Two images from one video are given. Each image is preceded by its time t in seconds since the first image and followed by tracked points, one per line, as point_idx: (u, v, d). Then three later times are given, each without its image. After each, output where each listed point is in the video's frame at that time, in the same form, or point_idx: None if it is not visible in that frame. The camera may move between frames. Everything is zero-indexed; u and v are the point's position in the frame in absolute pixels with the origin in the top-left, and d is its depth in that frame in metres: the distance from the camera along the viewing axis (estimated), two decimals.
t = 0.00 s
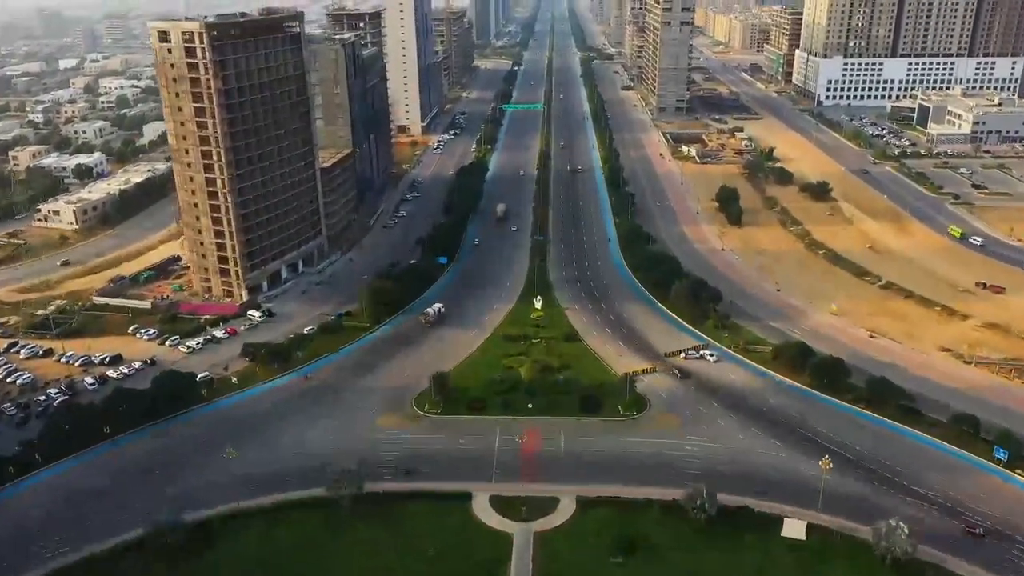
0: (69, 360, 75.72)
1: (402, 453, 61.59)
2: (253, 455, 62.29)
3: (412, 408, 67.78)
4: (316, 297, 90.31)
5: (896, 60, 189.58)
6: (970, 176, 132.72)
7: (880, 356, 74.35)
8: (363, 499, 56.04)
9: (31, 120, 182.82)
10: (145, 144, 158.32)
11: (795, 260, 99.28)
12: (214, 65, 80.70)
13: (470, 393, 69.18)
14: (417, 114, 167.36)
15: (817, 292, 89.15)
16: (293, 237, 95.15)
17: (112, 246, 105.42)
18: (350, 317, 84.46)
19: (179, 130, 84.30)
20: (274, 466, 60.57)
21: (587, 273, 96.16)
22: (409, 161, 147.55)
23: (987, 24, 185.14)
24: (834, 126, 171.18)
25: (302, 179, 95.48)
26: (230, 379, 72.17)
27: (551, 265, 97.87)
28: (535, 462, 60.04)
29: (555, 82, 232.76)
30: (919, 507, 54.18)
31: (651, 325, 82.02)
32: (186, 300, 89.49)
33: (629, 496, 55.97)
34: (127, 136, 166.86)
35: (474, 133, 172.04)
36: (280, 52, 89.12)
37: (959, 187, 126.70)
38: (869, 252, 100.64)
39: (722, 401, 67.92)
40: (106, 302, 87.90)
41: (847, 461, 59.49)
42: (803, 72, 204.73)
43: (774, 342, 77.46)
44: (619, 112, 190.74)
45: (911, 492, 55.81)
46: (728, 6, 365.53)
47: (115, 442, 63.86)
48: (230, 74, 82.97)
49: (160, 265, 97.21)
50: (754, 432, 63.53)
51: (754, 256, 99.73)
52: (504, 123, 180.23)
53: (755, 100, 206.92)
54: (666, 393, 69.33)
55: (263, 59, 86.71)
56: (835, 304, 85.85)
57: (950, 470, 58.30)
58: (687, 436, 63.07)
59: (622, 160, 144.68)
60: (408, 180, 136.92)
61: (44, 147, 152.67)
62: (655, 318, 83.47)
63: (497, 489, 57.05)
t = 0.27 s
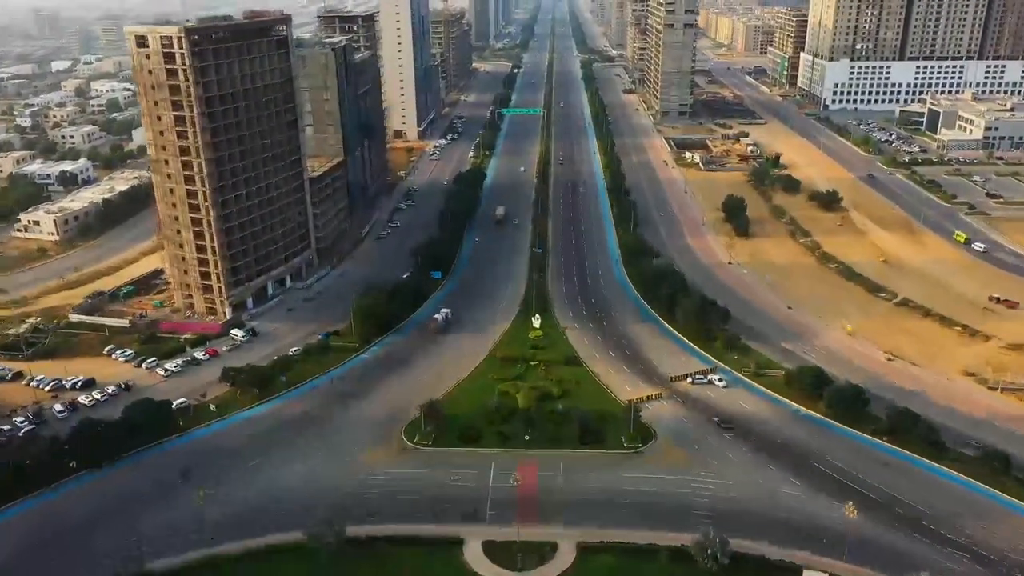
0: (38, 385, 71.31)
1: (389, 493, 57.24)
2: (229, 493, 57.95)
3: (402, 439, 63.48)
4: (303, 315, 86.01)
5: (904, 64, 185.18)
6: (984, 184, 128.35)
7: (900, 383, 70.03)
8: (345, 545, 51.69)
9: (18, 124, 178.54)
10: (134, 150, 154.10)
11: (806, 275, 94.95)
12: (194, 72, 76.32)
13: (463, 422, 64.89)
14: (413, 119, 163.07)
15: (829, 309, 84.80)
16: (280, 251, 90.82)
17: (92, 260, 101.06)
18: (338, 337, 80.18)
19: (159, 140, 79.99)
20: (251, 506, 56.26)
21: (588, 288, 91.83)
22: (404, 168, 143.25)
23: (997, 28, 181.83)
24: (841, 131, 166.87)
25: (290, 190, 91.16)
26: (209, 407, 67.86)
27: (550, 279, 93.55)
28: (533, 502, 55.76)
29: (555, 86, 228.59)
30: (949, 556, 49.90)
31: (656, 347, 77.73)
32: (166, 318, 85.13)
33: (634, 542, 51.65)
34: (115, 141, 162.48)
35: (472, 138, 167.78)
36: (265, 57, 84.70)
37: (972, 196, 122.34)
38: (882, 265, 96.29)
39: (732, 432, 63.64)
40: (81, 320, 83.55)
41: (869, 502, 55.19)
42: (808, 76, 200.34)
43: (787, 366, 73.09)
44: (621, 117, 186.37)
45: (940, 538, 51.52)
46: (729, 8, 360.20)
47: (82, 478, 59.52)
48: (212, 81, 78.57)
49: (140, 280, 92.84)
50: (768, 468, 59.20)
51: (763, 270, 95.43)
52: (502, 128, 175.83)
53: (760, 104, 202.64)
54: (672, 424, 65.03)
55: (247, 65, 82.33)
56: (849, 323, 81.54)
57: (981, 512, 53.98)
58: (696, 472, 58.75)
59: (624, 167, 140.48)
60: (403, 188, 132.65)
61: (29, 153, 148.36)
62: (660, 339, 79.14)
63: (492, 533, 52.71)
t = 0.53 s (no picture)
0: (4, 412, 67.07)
1: (375, 535, 52.88)
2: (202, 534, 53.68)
3: (390, 474, 59.17)
4: (289, 334, 81.72)
5: (913, 67, 180.75)
6: (999, 192, 123.90)
7: (921, 411, 65.71)
8: None
9: (6, 128, 174.49)
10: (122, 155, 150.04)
11: (818, 290, 90.58)
12: (171, 78, 72.05)
13: (457, 454, 60.63)
14: (409, 124, 158.86)
15: (844, 329, 80.46)
16: (265, 266, 86.53)
17: (71, 274, 96.81)
18: (326, 358, 75.87)
19: (136, 150, 75.86)
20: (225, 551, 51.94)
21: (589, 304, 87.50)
22: (400, 174, 139.02)
23: (1008, 30, 177.24)
24: (849, 135, 162.50)
25: (277, 202, 86.94)
26: (185, 437, 63.61)
27: (549, 295, 89.31)
28: (530, 547, 51.44)
29: (556, 88, 224.36)
30: None
31: (661, 370, 73.42)
32: (144, 337, 80.87)
33: None
34: (105, 146, 158.45)
35: (470, 142, 163.54)
36: (250, 62, 80.43)
37: (988, 205, 117.86)
38: (897, 280, 91.91)
39: (744, 466, 59.34)
40: (56, 338, 79.22)
41: (893, 547, 50.91)
42: (814, 79, 195.92)
43: (801, 393, 68.78)
44: (623, 121, 182.07)
45: None
46: (732, 9, 355.74)
47: (36, 521, 54.65)
48: (191, 88, 74.33)
49: (119, 296, 88.61)
50: (784, 508, 54.79)
51: (773, 285, 91.09)
52: (501, 133, 171.57)
53: (765, 108, 198.24)
54: (679, 456, 60.77)
55: (230, 70, 78.08)
56: (865, 344, 77.19)
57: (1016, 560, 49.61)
58: (705, 512, 54.50)
59: (627, 174, 136.19)
60: (398, 195, 128.43)
61: (15, 158, 144.39)
62: (665, 362, 74.82)
63: None
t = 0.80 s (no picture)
0: None
1: None
2: None
3: (376, 515, 54.72)
4: (274, 356, 77.29)
5: (922, 70, 176.36)
6: (1015, 201, 119.51)
7: (948, 445, 61.21)
8: None
9: None
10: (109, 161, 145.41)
11: (831, 307, 86.14)
12: (146, 85, 67.60)
13: (448, 493, 56.22)
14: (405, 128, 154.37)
15: (861, 351, 76.03)
16: (249, 282, 82.06)
17: (46, 289, 92.35)
18: (311, 383, 71.45)
19: (110, 162, 71.53)
20: None
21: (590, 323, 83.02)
22: (395, 182, 134.54)
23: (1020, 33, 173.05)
24: (858, 141, 158.06)
25: (262, 215, 82.46)
26: (156, 473, 59.17)
27: (549, 313, 84.84)
28: None
29: (556, 90, 219.81)
30: None
31: (668, 397, 68.97)
32: (120, 359, 76.47)
33: None
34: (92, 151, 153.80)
35: (468, 147, 159.01)
36: (232, 68, 75.97)
37: (1005, 215, 113.45)
38: (914, 297, 87.49)
39: (759, 507, 54.92)
40: (26, 361, 74.85)
41: None
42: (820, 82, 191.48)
43: (818, 423, 64.29)
44: (624, 125, 177.56)
45: None
46: (734, 9, 351.24)
47: None
48: (168, 96, 69.89)
49: (95, 315, 84.22)
50: (804, 558, 50.26)
51: (784, 302, 86.66)
52: (500, 137, 167.05)
53: (770, 111, 193.74)
54: (688, 495, 56.34)
55: (210, 77, 73.61)
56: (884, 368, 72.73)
57: None
58: (717, 561, 50.07)
59: (629, 181, 131.76)
60: (393, 204, 123.99)
61: None
62: (671, 388, 70.34)
63: None
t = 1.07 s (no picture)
0: None
1: None
2: None
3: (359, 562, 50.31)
4: (256, 379, 72.91)
5: (932, 73, 171.83)
6: None
7: (977, 482, 56.80)
8: None
9: None
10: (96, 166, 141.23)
11: (845, 326, 81.72)
12: (117, 94, 63.23)
13: (439, 538, 51.87)
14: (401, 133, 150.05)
15: (879, 375, 71.65)
16: (231, 300, 77.65)
17: (21, 305, 88.10)
18: (295, 411, 67.10)
19: (80, 174, 67.30)
20: None
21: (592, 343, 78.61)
22: (390, 189, 130.21)
23: None
24: (867, 146, 153.67)
25: (245, 228, 78.02)
26: (124, 513, 54.85)
27: (548, 332, 80.45)
28: None
29: (557, 93, 215.42)
30: None
31: (674, 426, 64.56)
32: (92, 382, 72.14)
33: None
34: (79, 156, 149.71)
35: (465, 152, 154.72)
36: (212, 74, 71.52)
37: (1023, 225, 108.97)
38: (933, 315, 83.07)
39: (776, 554, 50.52)
40: None
41: None
42: (827, 85, 187.07)
43: (837, 457, 59.90)
44: (626, 129, 173.19)
45: None
46: (737, 10, 346.77)
47: None
48: (142, 105, 65.49)
49: (70, 333, 79.94)
50: None
51: (796, 321, 82.25)
52: (498, 142, 162.67)
53: (775, 115, 189.30)
54: (698, 540, 51.95)
55: (187, 83, 69.18)
56: (905, 395, 68.32)
57: None
58: None
59: (632, 188, 127.49)
60: (387, 213, 119.66)
61: None
62: (679, 416, 65.93)
63: None
